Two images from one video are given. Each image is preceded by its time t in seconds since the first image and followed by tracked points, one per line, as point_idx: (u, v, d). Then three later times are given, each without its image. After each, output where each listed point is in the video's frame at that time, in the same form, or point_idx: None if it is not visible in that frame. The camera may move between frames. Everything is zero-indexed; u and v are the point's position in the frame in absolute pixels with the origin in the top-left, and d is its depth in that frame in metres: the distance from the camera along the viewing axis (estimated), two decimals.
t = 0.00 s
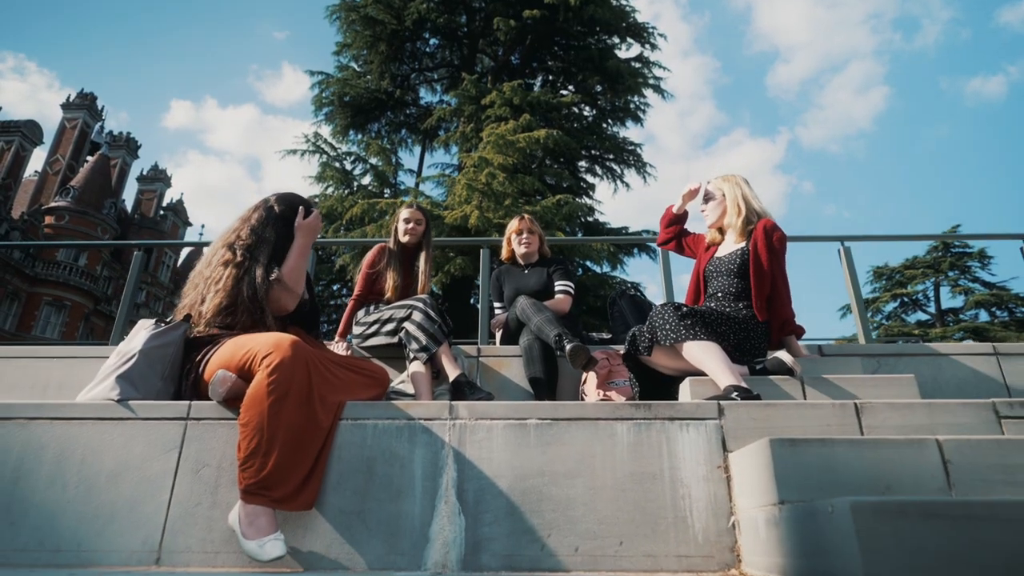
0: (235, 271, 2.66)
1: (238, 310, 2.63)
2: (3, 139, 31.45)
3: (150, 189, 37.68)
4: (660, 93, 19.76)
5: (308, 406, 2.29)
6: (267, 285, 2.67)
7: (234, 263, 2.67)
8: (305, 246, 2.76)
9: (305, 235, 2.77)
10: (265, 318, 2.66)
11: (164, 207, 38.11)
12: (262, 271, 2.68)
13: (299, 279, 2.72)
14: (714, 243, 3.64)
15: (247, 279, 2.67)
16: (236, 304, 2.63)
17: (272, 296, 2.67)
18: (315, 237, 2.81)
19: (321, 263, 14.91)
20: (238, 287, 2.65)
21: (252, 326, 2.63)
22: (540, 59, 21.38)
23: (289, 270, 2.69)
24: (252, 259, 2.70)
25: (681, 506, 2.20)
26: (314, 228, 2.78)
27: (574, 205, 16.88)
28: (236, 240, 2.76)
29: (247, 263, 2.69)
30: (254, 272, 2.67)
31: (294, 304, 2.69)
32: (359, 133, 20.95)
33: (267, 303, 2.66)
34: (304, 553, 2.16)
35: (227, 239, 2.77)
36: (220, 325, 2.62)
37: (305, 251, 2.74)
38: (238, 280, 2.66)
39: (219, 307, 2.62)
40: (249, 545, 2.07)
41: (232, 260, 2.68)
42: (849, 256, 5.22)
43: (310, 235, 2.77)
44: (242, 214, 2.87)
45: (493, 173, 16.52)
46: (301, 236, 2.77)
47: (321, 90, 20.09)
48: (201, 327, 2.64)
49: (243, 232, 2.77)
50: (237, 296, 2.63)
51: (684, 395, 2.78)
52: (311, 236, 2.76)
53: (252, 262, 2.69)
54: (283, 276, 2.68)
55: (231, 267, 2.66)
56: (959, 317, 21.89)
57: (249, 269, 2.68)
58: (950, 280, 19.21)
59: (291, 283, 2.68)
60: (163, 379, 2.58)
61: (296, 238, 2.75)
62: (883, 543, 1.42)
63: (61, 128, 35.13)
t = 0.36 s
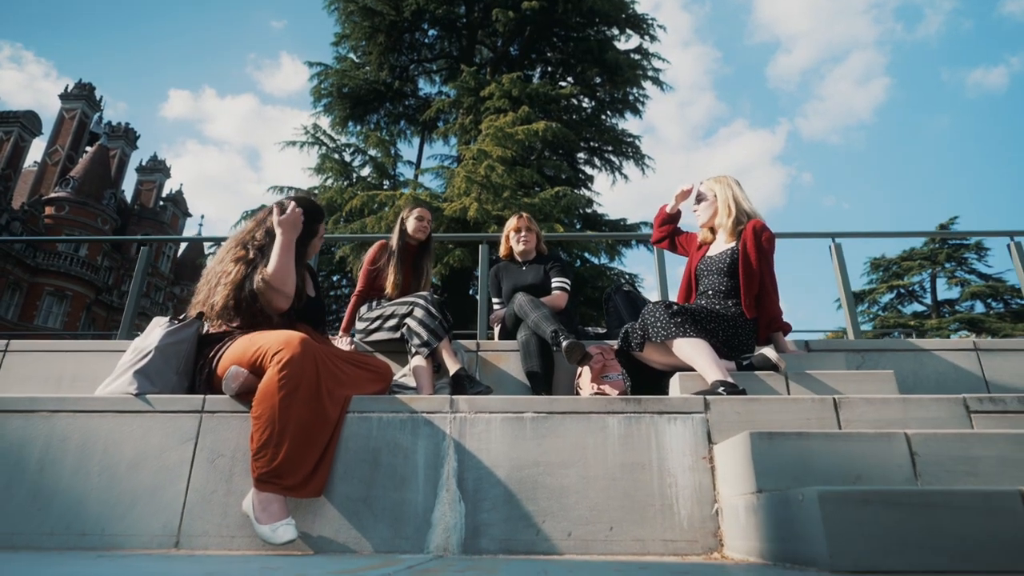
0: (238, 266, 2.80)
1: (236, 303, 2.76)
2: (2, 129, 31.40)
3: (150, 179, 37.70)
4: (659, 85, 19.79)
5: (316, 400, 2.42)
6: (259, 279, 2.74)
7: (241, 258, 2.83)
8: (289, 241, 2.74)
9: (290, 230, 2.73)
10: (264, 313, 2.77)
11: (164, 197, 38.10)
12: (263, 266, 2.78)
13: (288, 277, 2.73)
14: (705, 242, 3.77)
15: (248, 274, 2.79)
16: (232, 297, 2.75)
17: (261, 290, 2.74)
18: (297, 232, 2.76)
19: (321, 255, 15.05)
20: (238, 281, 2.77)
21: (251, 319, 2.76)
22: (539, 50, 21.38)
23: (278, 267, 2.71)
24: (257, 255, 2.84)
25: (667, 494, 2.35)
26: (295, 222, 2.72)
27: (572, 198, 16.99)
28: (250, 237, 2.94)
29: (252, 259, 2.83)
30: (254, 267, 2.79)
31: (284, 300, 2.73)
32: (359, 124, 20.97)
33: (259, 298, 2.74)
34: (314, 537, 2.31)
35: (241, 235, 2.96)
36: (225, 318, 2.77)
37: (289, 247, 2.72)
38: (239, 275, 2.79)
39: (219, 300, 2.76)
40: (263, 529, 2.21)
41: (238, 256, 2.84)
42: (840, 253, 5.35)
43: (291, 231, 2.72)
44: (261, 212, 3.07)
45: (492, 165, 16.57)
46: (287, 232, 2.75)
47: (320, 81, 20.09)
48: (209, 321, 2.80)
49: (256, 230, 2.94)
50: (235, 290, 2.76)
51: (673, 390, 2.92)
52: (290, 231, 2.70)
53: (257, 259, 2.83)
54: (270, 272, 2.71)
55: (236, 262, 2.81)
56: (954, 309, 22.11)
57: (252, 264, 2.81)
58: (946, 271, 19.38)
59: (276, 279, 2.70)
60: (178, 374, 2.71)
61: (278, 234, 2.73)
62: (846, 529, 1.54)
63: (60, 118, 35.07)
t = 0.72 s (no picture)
0: (242, 263, 2.93)
1: (237, 298, 2.88)
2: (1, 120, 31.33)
3: (150, 170, 37.67)
4: (658, 77, 19.79)
5: (323, 396, 2.54)
6: (256, 275, 2.85)
7: (245, 255, 2.96)
8: (285, 239, 2.88)
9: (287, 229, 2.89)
10: (262, 309, 2.87)
11: (163, 188, 38.06)
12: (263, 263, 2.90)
13: (284, 273, 2.84)
14: (697, 241, 3.88)
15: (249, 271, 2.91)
16: (232, 291, 2.88)
17: (256, 285, 2.84)
18: (291, 229, 2.89)
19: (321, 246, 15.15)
20: (239, 277, 2.90)
21: (249, 313, 2.87)
22: (538, 41, 21.36)
23: (275, 264, 2.83)
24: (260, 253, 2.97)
25: (656, 486, 2.48)
26: (290, 221, 2.87)
27: (571, 190, 17.05)
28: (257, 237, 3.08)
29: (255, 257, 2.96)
30: (255, 264, 2.91)
31: (278, 295, 2.83)
32: (358, 115, 20.97)
33: (255, 293, 2.84)
34: (321, 526, 2.44)
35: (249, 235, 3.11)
36: (228, 314, 2.90)
37: (284, 244, 2.85)
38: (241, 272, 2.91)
39: (222, 295, 2.90)
40: (273, 519, 2.34)
41: (242, 252, 2.97)
42: (831, 248, 5.47)
43: (286, 228, 2.86)
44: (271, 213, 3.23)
45: (491, 157, 16.62)
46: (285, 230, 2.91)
47: (319, 72, 20.07)
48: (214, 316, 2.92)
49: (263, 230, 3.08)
50: (236, 285, 2.89)
51: (664, 386, 3.04)
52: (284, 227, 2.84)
53: (260, 256, 2.95)
54: (266, 267, 2.83)
55: (240, 259, 2.95)
56: (951, 299, 22.24)
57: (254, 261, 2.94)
58: (943, 262, 19.48)
59: (270, 274, 2.81)
60: (190, 372, 2.83)
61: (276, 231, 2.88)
62: (814, 517, 1.66)
63: (59, 109, 34.96)
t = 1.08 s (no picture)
0: (248, 264, 3.06)
1: (242, 299, 3.00)
2: None
3: (149, 162, 37.67)
4: (656, 70, 19.82)
5: (329, 395, 2.67)
6: (261, 275, 2.97)
7: (251, 257, 3.09)
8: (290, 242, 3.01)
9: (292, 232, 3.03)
10: (264, 310, 2.97)
11: (163, 180, 38.04)
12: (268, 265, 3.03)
13: (288, 274, 2.97)
14: (689, 242, 4.00)
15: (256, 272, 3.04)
16: (238, 292, 3.00)
17: (259, 286, 2.96)
18: (295, 233, 3.02)
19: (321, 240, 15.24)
20: (244, 278, 3.02)
21: (254, 314, 2.97)
22: (536, 34, 21.38)
23: (280, 265, 2.96)
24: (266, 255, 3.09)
25: (645, 479, 2.61)
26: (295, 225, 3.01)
27: (569, 183, 17.12)
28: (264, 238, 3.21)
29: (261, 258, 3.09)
30: (260, 266, 3.04)
31: (282, 296, 2.95)
32: (357, 108, 20.99)
33: (259, 293, 2.96)
34: (328, 518, 2.57)
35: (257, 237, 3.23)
36: (234, 315, 3.01)
37: (289, 247, 2.98)
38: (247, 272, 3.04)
39: (228, 296, 3.01)
40: (283, 511, 2.47)
41: (248, 256, 3.09)
42: (822, 246, 5.59)
43: (292, 231, 3.00)
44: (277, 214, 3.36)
45: (490, 151, 16.68)
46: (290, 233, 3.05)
47: (317, 65, 20.07)
48: (221, 316, 3.04)
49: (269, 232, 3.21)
50: (242, 286, 3.01)
51: (655, 383, 3.17)
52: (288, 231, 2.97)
53: (265, 259, 3.08)
54: (271, 269, 2.96)
55: (248, 260, 3.08)
56: (948, 291, 22.36)
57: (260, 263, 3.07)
58: (940, 254, 19.59)
59: (274, 275, 2.93)
60: (201, 370, 2.96)
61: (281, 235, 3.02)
62: (789, 510, 1.79)
63: (57, 101, 34.89)
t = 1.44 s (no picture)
0: (257, 271, 3.21)
1: (252, 305, 3.14)
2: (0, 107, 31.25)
3: (149, 156, 37.69)
4: (655, 64, 19.90)
5: (336, 394, 2.81)
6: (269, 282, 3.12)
7: (261, 263, 3.24)
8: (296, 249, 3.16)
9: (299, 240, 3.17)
10: (270, 315, 3.10)
11: (163, 174, 38.04)
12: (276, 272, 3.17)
13: (294, 281, 3.11)
14: (681, 244, 4.14)
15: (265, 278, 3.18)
16: (248, 299, 3.14)
17: (268, 293, 3.11)
18: (301, 241, 3.16)
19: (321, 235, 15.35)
20: (254, 284, 3.16)
21: (263, 319, 3.11)
22: (535, 28, 21.44)
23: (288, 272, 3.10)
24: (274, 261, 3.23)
25: (636, 473, 2.76)
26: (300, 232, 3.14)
27: (569, 178, 17.19)
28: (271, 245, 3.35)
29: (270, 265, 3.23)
30: (268, 273, 3.18)
31: (289, 301, 3.09)
32: (357, 103, 21.04)
33: (267, 299, 3.10)
34: (336, 511, 2.72)
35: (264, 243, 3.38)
36: (245, 320, 3.15)
37: (295, 253, 3.11)
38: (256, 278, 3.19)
39: (239, 304, 3.15)
40: (294, 505, 2.62)
41: (257, 263, 3.23)
42: (813, 245, 5.72)
43: (298, 239, 3.13)
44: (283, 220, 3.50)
45: (489, 146, 16.76)
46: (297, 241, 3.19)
47: (317, 59, 20.11)
48: (231, 320, 3.19)
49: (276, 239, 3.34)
50: (251, 293, 3.15)
51: (646, 382, 3.31)
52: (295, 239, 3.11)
53: (273, 266, 3.22)
54: (279, 276, 3.10)
55: (257, 267, 3.23)
56: (946, 285, 22.50)
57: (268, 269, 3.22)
58: (938, 247, 19.73)
59: (282, 282, 3.07)
60: (213, 370, 3.10)
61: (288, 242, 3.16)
62: (764, 504, 1.93)
63: (57, 95, 34.85)
